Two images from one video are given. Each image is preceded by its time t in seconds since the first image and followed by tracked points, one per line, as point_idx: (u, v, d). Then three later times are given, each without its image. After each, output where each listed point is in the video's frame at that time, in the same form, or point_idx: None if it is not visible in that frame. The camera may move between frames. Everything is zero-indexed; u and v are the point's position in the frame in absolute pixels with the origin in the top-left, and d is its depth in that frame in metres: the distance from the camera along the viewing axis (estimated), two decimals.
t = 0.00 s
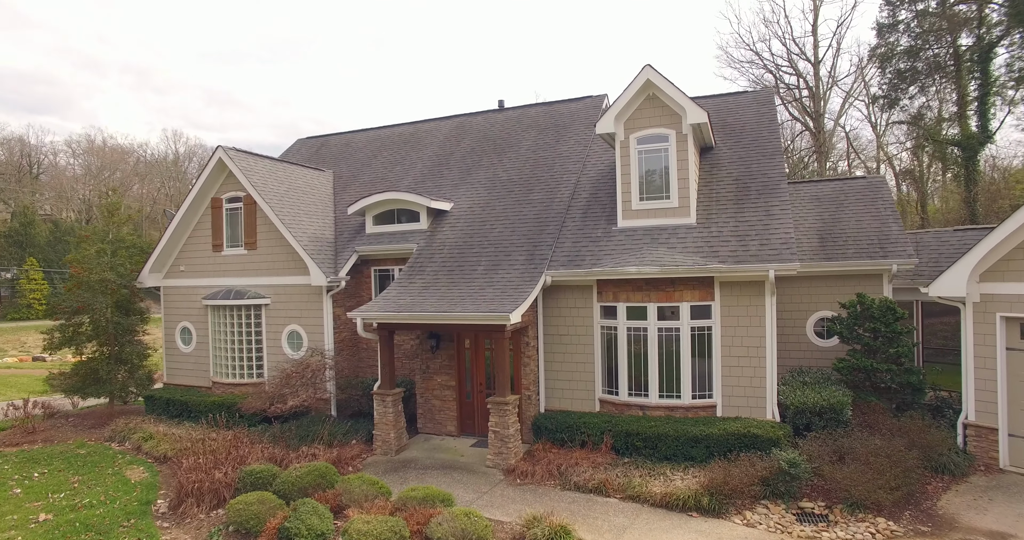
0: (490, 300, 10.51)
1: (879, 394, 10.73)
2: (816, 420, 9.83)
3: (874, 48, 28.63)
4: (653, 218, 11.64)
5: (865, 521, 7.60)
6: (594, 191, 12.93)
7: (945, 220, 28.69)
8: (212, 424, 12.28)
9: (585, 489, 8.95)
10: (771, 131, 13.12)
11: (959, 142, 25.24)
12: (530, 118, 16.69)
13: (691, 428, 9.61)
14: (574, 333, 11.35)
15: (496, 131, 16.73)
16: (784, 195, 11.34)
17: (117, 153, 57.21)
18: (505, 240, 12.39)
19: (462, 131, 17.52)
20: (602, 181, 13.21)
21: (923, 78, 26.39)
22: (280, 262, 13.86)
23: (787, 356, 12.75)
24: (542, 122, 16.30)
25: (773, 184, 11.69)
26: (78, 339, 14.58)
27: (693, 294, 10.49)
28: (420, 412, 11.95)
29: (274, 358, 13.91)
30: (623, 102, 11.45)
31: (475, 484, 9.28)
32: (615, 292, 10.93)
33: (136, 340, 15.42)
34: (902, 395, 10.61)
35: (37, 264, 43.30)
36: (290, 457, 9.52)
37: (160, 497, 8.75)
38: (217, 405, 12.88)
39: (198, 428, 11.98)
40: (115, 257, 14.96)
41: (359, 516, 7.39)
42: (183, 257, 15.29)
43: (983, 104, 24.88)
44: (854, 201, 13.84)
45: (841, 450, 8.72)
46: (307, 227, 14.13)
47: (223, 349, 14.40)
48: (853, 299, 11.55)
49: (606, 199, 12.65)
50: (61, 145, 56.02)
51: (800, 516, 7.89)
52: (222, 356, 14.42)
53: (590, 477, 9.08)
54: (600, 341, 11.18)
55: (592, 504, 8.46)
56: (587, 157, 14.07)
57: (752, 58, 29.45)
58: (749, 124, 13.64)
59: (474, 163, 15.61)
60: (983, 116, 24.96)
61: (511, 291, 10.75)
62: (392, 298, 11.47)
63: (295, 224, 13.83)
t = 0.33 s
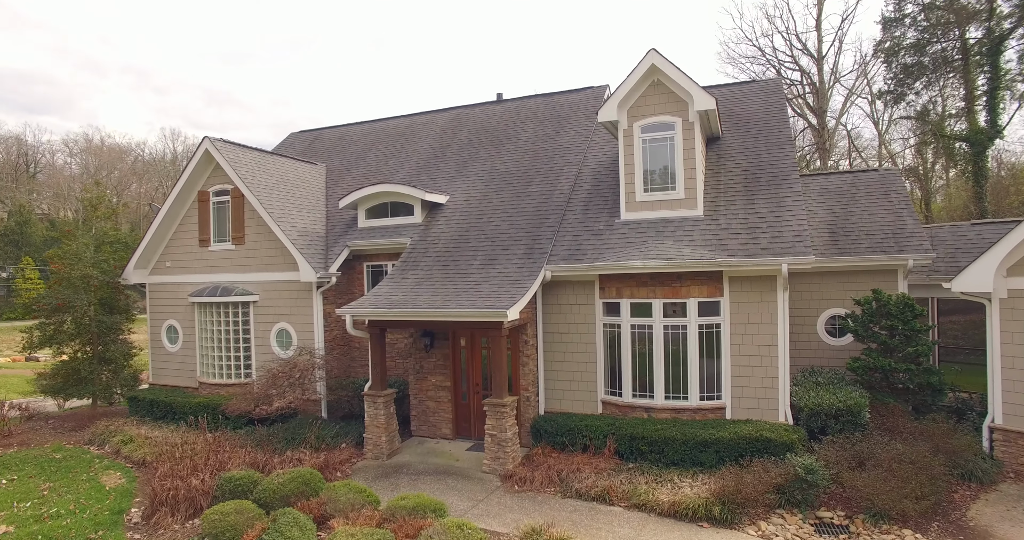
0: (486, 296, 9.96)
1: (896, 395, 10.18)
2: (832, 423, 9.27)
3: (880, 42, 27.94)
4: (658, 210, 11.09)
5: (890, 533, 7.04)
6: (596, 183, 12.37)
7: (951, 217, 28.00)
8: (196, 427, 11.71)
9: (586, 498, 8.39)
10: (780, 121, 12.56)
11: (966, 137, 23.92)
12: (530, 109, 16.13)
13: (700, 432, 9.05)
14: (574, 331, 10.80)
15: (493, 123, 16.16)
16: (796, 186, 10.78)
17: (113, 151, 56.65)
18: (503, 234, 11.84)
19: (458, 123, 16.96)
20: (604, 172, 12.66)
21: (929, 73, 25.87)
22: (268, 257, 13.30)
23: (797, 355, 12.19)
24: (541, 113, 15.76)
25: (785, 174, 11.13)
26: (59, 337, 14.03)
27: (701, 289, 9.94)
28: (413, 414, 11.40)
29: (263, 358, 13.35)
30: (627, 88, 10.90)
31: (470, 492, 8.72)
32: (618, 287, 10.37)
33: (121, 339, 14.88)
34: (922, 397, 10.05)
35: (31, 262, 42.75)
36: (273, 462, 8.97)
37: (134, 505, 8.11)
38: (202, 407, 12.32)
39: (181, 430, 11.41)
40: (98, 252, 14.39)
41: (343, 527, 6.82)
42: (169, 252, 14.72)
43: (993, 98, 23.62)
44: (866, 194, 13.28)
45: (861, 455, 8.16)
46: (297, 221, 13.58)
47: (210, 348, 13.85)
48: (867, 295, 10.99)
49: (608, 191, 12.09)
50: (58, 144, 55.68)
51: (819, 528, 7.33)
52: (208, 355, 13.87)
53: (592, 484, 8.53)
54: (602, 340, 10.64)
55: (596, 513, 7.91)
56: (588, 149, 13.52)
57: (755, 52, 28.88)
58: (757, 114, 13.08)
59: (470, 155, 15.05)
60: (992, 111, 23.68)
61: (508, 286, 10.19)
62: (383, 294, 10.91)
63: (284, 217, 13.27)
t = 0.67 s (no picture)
0: (482, 292, 9.42)
1: (915, 397, 9.65)
2: (849, 426, 8.72)
3: (885, 36, 26.85)
4: (662, 202, 10.55)
5: None
6: (597, 175, 11.83)
7: (953, 215, 27.29)
8: (178, 430, 11.15)
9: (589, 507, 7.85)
10: (789, 110, 12.01)
11: (973, 133, 23.43)
12: (528, 100, 15.59)
13: (709, 436, 8.52)
14: (575, 329, 10.27)
15: (491, 114, 15.62)
16: (809, 176, 10.25)
17: (107, 149, 56.04)
18: (500, 227, 11.31)
19: (455, 115, 16.42)
20: (605, 163, 12.12)
21: (937, 68, 24.92)
22: (256, 252, 12.76)
23: (808, 354, 11.66)
24: (540, 104, 15.22)
25: (797, 164, 10.60)
26: (39, 336, 13.49)
27: (709, 285, 9.41)
28: (406, 417, 10.87)
29: (250, 358, 12.81)
30: (630, 74, 10.38)
31: (465, 500, 8.19)
32: (622, 283, 9.83)
33: (105, 338, 14.34)
34: (942, 398, 9.53)
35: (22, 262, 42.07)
36: (255, 468, 8.41)
37: (105, 514, 7.50)
38: (186, 409, 11.76)
39: (162, 433, 10.86)
40: (80, 248, 13.82)
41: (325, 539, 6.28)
42: (155, 248, 14.15)
43: (1002, 93, 22.82)
44: (878, 187, 12.74)
45: (882, 460, 7.63)
46: (286, 215, 13.04)
47: (195, 348, 13.30)
48: (883, 291, 10.45)
49: (611, 183, 11.55)
50: (53, 142, 55.14)
51: None
52: (194, 355, 13.32)
53: (594, 492, 7.99)
54: (605, 338, 10.11)
55: (599, 524, 7.38)
56: (589, 140, 12.99)
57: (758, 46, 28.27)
58: (764, 103, 12.54)
59: (467, 147, 14.52)
60: (1002, 106, 22.93)
61: (506, 281, 9.66)
62: (374, 290, 10.38)
63: (272, 211, 12.72)
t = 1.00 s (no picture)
0: (480, 288, 8.92)
1: (936, 399, 9.15)
2: (869, 430, 8.21)
3: (890, 31, 25.94)
4: (669, 194, 10.05)
5: None
6: (600, 167, 11.34)
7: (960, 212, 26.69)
8: (160, 434, 10.62)
9: (592, 517, 7.34)
10: (799, 100, 11.52)
11: (980, 128, 21.96)
12: (528, 92, 15.09)
13: (720, 440, 8.01)
14: (578, 327, 9.77)
15: (490, 106, 15.13)
16: (823, 167, 9.75)
17: (103, 149, 55.51)
18: (499, 221, 10.80)
19: (452, 107, 15.92)
20: (608, 155, 11.63)
21: (943, 63, 23.99)
22: (244, 248, 12.26)
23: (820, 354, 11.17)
24: (540, 95, 14.73)
25: (810, 154, 10.12)
26: (20, 335, 12.97)
27: (719, 281, 8.91)
28: (399, 420, 10.36)
29: (238, 358, 12.30)
30: (636, 59, 9.89)
31: (461, 509, 7.68)
32: (627, 279, 9.33)
33: (89, 337, 13.82)
34: (965, 401, 9.02)
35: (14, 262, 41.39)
36: (237, 475, 7.88)
37: (74, 525, 6.96)
38: (170, 411, 11.25)
39: (143, 437, 10.34)
40: (62, 244, 13.30)
41: None
42: (140, 244, 13.62)
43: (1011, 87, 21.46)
44: (891, 180, 12.24)
45: (907, 467, 7.12)
46: (276, 210, 12.53)
47: (181, 347, 12.80)
48: (900, 288, 9.93)
49: (614, 175, 11.05)
50: (50, 141, 54.73)
51: None
52: (180, 355, 12.82)
53: (599, 501, 7.47)
54: (608, 337, 9.61)
55: (604, 536, 6.87)
56: (591, 131, 12.50)
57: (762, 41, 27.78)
58: (773, 92, 12.05)
59: (464, 139, 14.02)
60: (1011, 100, 21.34)
61: (505, 277, 9.16)
62: (366, 287, 9.89)
63: (261, 205, 12.22)
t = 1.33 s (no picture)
0: (480, 285, 8.44)
1: (961, 402, 8.67)
2: (893, 435, 7.74)
3: (896, 25, 24.02)
4: (679, 187, 9.57)
5: None
6: (605, 159, 10.86)
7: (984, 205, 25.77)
8: (144, 438, 10.14)
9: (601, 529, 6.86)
10: (813, 89, 11.03)
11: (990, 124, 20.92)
12: (530, 84, 14.61)
13: (735, 447, 7.53)
14: (583, 326, 9.30)
15: (490, 98, 14.65)
16: (841, 158, 9.28)
17: (100, 148, 55.08)
18: (500, 215, 10.33)
19: (451, 100, 15.43)
20: (614, 146, 11.14)
21: (950, 59, 22.03)
22: (235, 245, 11.78)
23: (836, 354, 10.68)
24: (542, 87, 14.26)
25: (827, 144, 9.64)
26: (3, 335, 12.54)
27: (732, 277, 8.43)
28: (396, 423, 9.89)
29: (228, 359, 11.83)
30: (644, 45, 9.41)
31: (461, 520, 7.21)
32: (635, 275, 8.86)
33: (74, 336, 13.28)
34: (992, 404, 8.54)
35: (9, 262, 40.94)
36: (222, 484, 7.39)
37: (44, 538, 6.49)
38: (156, 414, 10.77)
39: (127, 441, 9.86)
40: (48, 240, 12.83)
41: None
42: (127, 240, 13.14)
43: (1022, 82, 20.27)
44: (908, 173, 11.75)
45: (938, 475, 6.65)
46: (268, 204, 12.06)
47: (170, 348, 12.33)
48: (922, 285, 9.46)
49: (621, 167, 10.58)
50: (47, 140, 54.34)
51: None
52: (168, 355, 12.35)
53: (607, 512, 6.99)
54: (616, 337, 9.13)
55: None
56: (596, 122, 12.02)
57: (765, 38, 27.26)
58: (786, 82, 11.57)
59: (464, 132, 13.54)
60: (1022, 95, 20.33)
61: (506, 273, 8.69)
62: (360, 284, 9.41)
63: (252, 199, 11.74)
